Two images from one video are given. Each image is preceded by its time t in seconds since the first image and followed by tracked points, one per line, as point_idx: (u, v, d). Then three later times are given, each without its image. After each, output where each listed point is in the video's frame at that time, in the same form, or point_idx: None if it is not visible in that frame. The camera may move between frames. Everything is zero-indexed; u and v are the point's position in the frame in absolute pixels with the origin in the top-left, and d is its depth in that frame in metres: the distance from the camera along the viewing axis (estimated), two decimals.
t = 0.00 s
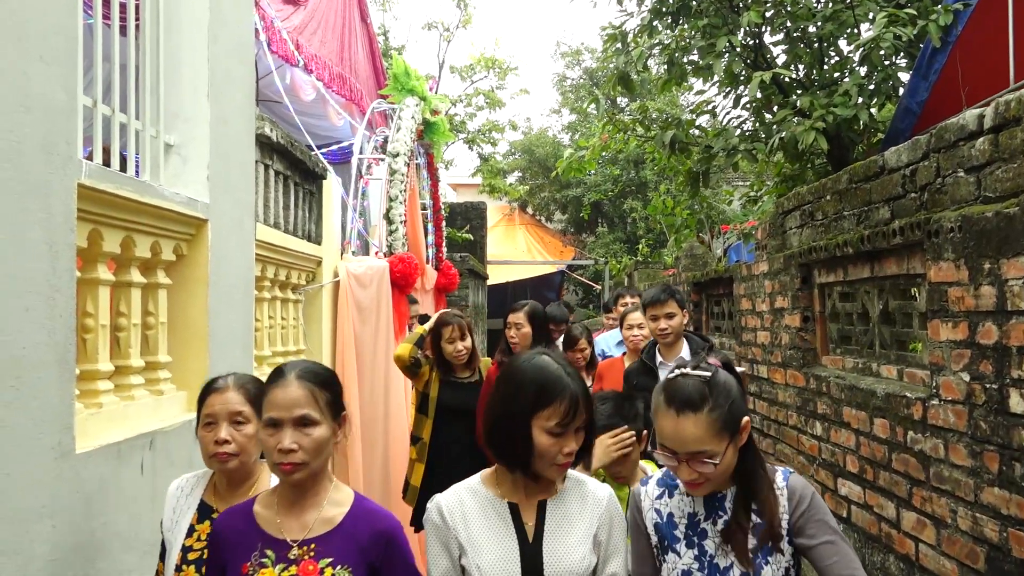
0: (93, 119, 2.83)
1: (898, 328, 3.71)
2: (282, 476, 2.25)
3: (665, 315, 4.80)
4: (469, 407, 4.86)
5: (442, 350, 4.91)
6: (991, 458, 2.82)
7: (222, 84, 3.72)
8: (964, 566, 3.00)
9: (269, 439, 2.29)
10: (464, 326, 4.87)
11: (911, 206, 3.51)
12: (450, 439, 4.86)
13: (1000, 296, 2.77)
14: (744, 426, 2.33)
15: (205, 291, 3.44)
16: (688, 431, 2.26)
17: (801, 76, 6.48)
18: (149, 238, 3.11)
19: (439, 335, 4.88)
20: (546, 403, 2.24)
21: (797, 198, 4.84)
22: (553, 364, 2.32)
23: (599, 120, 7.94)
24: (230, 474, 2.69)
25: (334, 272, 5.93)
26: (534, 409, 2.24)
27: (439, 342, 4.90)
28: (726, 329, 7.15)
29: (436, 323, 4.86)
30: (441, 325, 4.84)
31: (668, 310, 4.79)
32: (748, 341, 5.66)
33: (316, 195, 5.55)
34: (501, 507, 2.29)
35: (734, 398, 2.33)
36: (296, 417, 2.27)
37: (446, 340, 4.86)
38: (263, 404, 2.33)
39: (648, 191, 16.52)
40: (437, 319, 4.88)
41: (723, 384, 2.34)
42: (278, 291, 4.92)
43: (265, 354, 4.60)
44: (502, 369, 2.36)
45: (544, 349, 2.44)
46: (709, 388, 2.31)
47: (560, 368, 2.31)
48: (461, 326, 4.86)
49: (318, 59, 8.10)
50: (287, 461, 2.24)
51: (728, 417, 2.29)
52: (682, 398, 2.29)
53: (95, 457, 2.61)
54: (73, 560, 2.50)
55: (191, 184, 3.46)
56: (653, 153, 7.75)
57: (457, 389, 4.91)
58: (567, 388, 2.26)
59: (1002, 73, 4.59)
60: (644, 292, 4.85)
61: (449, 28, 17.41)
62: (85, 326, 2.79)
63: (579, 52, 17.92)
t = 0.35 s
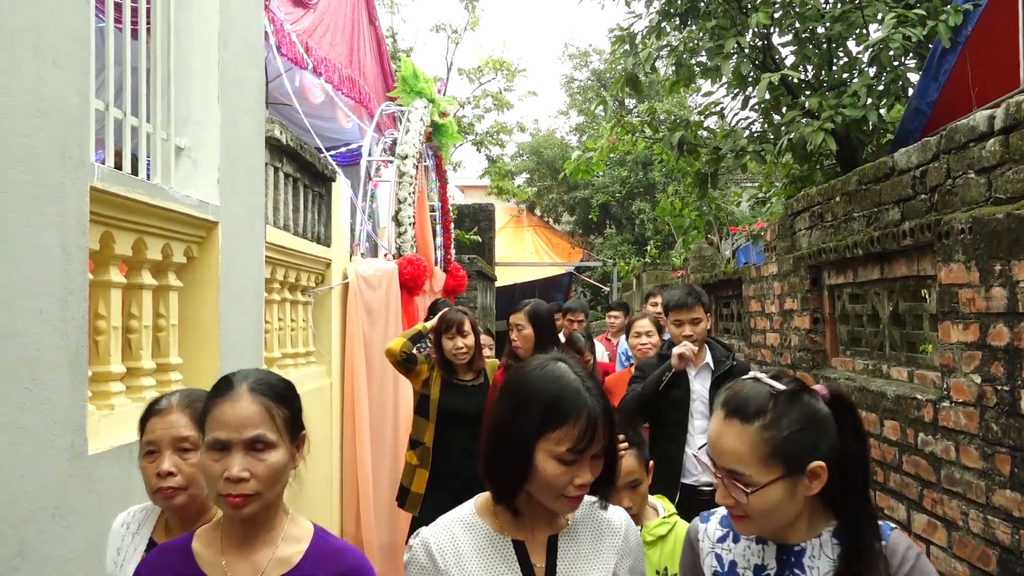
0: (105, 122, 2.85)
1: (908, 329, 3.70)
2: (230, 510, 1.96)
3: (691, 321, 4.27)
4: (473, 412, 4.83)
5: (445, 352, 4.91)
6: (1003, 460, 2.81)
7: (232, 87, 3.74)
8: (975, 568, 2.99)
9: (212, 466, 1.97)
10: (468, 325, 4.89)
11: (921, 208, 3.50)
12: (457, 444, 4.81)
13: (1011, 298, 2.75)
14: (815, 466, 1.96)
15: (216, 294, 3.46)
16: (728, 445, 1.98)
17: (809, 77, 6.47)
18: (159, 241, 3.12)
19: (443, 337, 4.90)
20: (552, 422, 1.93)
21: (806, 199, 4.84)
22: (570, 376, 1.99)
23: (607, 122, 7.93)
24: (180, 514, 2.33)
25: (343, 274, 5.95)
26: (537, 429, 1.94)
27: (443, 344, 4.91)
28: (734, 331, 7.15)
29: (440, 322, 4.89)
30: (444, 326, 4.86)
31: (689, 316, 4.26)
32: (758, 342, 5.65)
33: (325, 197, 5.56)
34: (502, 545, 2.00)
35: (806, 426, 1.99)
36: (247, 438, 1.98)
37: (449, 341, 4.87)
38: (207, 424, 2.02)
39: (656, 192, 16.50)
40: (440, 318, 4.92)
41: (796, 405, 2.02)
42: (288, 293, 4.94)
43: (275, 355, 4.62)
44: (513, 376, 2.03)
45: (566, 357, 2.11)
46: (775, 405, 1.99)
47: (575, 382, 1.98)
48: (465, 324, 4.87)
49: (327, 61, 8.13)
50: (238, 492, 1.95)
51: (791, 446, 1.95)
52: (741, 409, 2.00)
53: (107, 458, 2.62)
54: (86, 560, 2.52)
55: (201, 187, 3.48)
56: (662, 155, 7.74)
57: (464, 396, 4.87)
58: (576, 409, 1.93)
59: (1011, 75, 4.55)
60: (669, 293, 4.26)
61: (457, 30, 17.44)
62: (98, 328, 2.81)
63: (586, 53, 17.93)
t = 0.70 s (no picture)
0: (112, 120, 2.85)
1: (916, 327, 3.69)
2: (194, 567, 1.69)
3: (726, 317, 4.19)
4: (457, 423, 4.85)
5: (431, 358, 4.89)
6: (1011, 457, 2.80)
7: (239, 85, 3.75)
8: (983, 566, 2.98)
9: (175, 516, 1.68)
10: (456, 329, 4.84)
11: (929, 204, 3.49)
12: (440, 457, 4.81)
13: (1019, 294, 2.74)
14: (877, 517, 1.78)
15: (223, 291, 3.47)
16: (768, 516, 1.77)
17: (817, 74, 6.45)
18: (167, 238, 3.13)
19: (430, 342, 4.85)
20: (606, 467, 1.69)
21: (813, 196, 4.82)
22: (630, 410, 1.74)
23: (614, 119, 7.92)
24: (88, 547, 2.01)
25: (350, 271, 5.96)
26: (587, 472, 1.70)
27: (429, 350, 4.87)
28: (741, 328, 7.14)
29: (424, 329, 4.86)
30: (429, 332, 4.83)
31: (721, 311, 4.19)
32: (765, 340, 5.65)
33: (332, 195, 5.57)
34: None
35: (857, 474, 1.80)
36: (224, 478, 1.72)
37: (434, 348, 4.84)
38: (163, 460, 1.71)
39: (663, 190, 16.46)
40: (427, 321, 4.88)
41: (842, 450, 1.82)
42: (295, 290, 4.95)
43: (282, 353, 4.65)
44: (563, 404, 1.78)
45: (624, 381, 1.84)
46: (819, 459, 1.78)
47: (636, 418, 1.73)
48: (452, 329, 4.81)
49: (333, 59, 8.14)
50: (211, 544, 1.69)
51: (844, 502, 1.76)
52: (777, 470, 1.78)
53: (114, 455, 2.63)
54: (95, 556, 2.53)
55: (208, 184, 3.49)
56: (669, 153, 7.73)
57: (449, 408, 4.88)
58: (634, 451, 1.69)
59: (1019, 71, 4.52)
60: (703, 287, 4.24)
61: (464, 28, 17.44)
62: (105, 325, 2.83)
63: (593, 51, 17.90)
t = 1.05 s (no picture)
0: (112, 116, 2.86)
1: (916, 321, 3.68)
2: None
3: (750, 319, 3.46)
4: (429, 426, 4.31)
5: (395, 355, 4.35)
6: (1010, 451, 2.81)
7: (239, 81, 3.74)
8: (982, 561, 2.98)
9: None
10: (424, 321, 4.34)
11: (929, 198, 3.49)
12: (410, 461, 4.27)
13: (1019, 289, 2.74)
14: None
15: (224, 287, 3.47)
16: None
17: (819, 69, 6.43)
18: (167, 233, 3.13)
19: (394, 338, 4.31)
20: (702, 520, 1.30)
21: (814, 190, 4.82)
22: (738, 443, 1.34)
23: (615, 114, 7.91)
24: None
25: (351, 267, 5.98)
26: (679, 513, 1.31)
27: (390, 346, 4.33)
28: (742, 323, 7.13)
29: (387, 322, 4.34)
30: (393, 327, 4.31)
31: (744, 316, 3.47)
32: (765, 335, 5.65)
33: (333, 191, 5.57)
34: None
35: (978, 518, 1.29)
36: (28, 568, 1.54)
37: (398, 344, 4.30)
38: None
39: (665, 185, 16.43)
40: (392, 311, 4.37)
41: (953, 485, 1.31)
42: (296, 286, 4.96)
43: (283, 349, 4.65)
44: (650, 423, 1.37)
45: (723, 404, 1.43)
46: (923, 500, 1.29)
47: (743, 453, 1.33)
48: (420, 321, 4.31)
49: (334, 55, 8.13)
50: None
51: (963, 560, 1.27)
52: (866, 514, 1.31)
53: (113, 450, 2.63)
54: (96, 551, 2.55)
55: (208, 180, 3.48)
56: (670, 148, 7.72)
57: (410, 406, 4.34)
58: (742, 500, 1.31)
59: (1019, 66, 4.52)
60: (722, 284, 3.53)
61: (464, 23, 17.41)
62: (105, 321, 2.84)
63: (594, 46, 17.87)
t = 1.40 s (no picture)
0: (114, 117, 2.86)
1: (919, 319, 3.68)
2: None
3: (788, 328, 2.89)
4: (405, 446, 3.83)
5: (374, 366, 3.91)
6: (1013, 448, 2.80)
7: (240, 82, 3.75)
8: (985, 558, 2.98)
9: None
10: (407, 330, 3.90)
11: (931, 195, 3.48)
12: (382, 483, 3.78)
13: (1021, 286, 2.74)
14: None
15: (226, 287, 3.48)
16: None
17: (821, 67, 6.41)
18: (170, 234, 3.14)
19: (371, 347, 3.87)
20: None
21: (816, 188, 4.81)
22: (909, 524, 0.99)
23: (617, 113, 7.90)
24: None
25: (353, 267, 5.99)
26: None
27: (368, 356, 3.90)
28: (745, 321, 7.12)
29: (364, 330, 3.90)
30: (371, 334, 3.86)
31: (781, 324, 2.89)
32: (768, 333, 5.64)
33: (335, 191, 5.57)
34: None
35: None
36: None
37: (377, 355, 3.85)
38: None
39: (667, 184, 16.41)
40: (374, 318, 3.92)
41: None
42: (298, 286, 4.97)
43: (285, 349, 4.65)
44: (771, 499, 1.03)
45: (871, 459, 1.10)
46: None
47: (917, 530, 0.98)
48: (402, 329, 3.88)
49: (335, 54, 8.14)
50: None
51: None
52: None
53: (116, 450, 2.64)
54: (100, 550, 2.56)
55: (210, 180, 3.49)
56: (671, 146, 7.70)
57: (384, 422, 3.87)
58: None
59: None
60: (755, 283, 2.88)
61: (466, 22, 17.42)
62: (108, 322, 2.84)
63: (596, 44, 17.85)
